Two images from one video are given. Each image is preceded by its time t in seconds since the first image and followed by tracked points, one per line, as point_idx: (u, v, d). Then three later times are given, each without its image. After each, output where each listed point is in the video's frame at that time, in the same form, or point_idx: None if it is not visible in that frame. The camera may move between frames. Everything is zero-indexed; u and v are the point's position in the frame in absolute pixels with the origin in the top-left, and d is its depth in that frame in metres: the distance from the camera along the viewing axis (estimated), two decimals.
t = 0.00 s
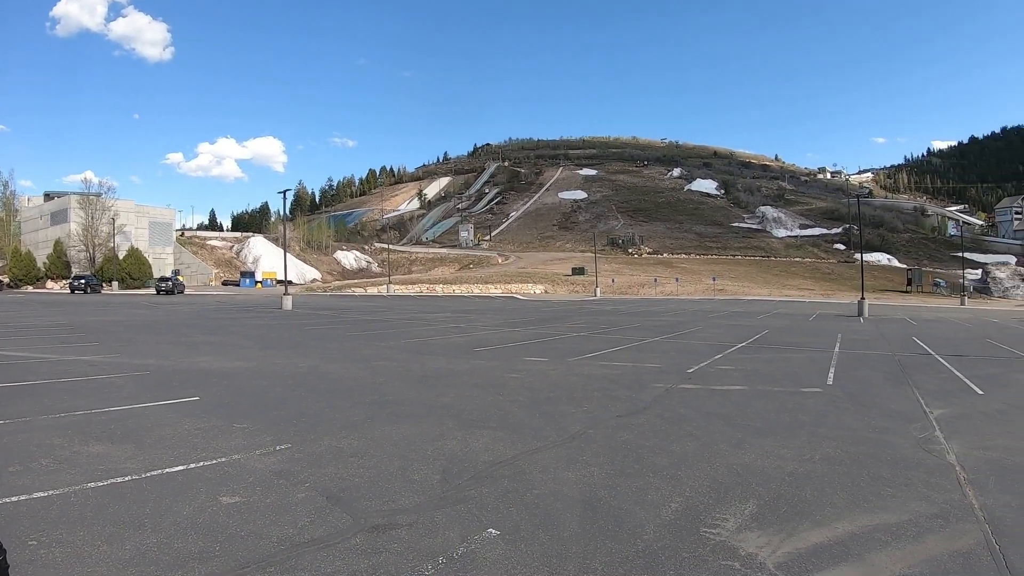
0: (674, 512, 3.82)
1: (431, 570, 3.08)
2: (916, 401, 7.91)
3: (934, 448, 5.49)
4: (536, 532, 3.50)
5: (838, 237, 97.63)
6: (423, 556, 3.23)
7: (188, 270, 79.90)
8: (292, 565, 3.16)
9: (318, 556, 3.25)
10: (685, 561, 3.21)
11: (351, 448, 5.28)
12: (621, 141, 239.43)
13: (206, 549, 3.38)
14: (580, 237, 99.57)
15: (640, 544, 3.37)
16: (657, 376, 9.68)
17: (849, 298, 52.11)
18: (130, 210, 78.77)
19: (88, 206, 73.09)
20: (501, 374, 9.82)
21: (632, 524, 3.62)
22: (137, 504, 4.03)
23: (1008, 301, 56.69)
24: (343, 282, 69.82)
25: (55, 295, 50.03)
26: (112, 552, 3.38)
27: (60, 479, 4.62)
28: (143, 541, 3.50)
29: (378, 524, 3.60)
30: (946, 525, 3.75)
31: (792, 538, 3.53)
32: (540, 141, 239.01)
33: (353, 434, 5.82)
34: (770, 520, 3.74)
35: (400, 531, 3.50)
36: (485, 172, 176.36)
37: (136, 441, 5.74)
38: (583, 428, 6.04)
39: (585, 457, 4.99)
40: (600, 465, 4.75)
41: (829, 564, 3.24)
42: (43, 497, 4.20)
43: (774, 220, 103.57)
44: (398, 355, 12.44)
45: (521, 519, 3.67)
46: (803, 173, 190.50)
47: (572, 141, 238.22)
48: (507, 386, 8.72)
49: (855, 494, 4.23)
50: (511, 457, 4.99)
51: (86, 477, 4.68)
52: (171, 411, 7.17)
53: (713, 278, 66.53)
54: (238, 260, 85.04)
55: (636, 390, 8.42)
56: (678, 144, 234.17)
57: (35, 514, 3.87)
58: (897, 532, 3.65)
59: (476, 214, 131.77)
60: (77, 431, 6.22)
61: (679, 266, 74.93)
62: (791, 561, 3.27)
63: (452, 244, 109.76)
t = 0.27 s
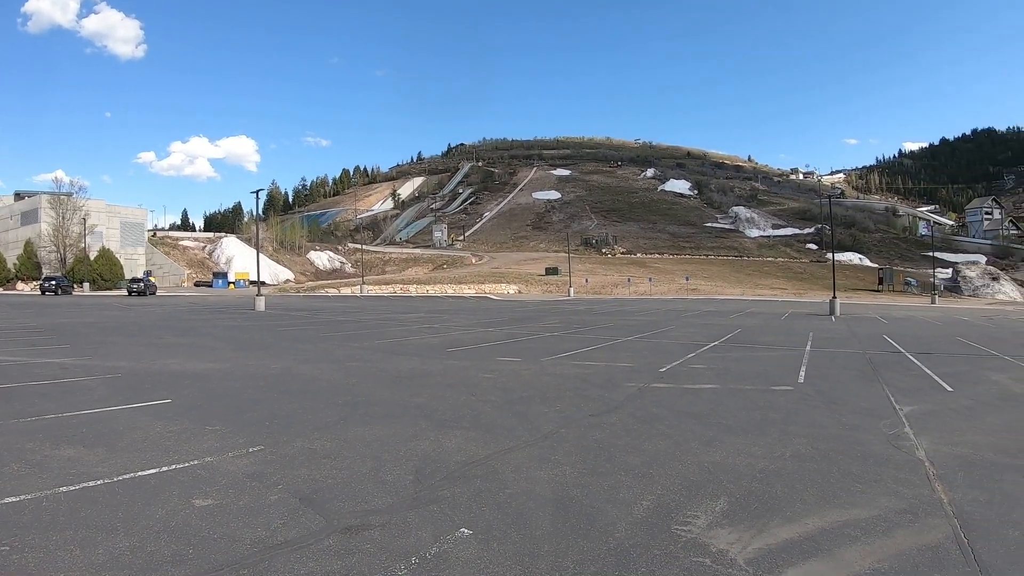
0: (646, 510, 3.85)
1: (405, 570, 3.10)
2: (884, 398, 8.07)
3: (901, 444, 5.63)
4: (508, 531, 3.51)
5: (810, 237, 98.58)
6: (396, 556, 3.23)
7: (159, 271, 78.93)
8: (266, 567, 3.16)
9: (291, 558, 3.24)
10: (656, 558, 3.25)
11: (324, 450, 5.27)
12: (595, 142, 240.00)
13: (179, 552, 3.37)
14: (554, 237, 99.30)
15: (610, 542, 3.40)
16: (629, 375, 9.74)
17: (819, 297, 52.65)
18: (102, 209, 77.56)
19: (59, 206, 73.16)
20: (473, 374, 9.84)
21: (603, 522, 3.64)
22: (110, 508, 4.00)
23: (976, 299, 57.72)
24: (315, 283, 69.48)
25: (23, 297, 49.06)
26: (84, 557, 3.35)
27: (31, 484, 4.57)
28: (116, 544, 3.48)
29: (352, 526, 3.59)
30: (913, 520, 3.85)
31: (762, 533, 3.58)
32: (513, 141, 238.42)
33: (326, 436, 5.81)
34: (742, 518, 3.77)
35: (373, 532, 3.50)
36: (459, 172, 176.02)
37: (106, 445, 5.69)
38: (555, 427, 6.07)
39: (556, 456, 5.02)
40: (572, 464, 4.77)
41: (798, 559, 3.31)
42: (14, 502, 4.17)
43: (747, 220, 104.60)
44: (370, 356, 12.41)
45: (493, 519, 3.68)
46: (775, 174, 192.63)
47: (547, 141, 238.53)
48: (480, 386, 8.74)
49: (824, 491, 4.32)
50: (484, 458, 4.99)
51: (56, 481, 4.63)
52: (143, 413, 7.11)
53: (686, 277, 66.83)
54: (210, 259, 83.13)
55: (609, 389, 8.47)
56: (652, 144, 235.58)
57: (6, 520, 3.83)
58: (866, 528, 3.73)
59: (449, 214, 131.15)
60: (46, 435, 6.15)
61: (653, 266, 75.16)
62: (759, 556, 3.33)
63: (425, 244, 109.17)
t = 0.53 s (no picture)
0: (617, 511, 3.87)
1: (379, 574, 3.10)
2: (854, 398, 8.22)
3: (871, 443, 5.74)
4: (480, 534, 3.52)
5: (780, 241, 99.46)
6: (370, 559, 3.24)
7: (129, 275, 78.00)
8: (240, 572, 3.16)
9: (265, 562, 3.25)
10: (629, 559, 3.26)
11: (296, 455, 5.27)
12: (566, 146, 240.63)
13: (153, 558, 3.35)
14: (525, 241, 99.05)
15: (582, 544, 3.42)
16: (600, 378, 9.80)
17: (790, 300, 53.02)
18: (71, 211, 77.12)
19: (27, 208, 73.08)
20: (444, 378, 9.86)
21: (575, 524, 3.66)
22: (83, 514, 3.96)
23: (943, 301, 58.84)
24: (288, 286, 68.77)
25: None
26: (56, 564, 3.32)
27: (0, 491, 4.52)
28: (88, 552, 3.44)
29: (325, 529, 3.59)
30: (881, 518, 3.93)
31: (734, 533, 3.61)
32: (485, 143, 237.82)
33: (298, 440, 5.80)
34: (713, 517, 3.80)
35: (344, 537, 3.51)
36: (430, 176, 175.60)
37: (76, 452, 5.64)
38: (527, 431, 6.10)
39: (529, 459, 5.03)
40: (544, 466, 4.79)
41: (769, 557, 3.34)
42: None
43: (718, 224, 105.90)
44: (343, 360, 12.38)
45: (466, 521, 3.69)
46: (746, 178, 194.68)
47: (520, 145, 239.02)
48: (452, 390, 8.75)
49: (796, 490, 4.38)
50: (457, 461, 4.99)
51: (26, 488, 4.58)
52: (114, 420, 7.04)
53: (658, 281, 67.20)
54: (180, 263, 82.62)
55: (580, 392, 8.53)
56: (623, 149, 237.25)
57: None
58: (838, 526, 3.80)
59: (421, 217, 130.41)
60: (14, 442, 6.09)
61: (624, 269, 75.48)
62: (734, 556, 3.34)
63: (395, 248, 108.55)
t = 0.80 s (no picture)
0: (588, 513, 3.89)
1: None
2: (822, 399, 8.41)
3: (839, 443, 5.87)
4: (453, 537, 3.52)
5: (749, 244, 100.53)
6: (343, 564, 3.24)
7: (95, 278, 76.26)
8: None
9: (237, 568, 3.24)
10: (599, 559, 3.28)
11: (267, 460, 5.28)
12: (536, 151, 241.69)
13: (124, 565, 3.34)
14: (495, 245, 98.77)
15: (554, 546, 3.43)
16: (570, 381, 9.89)
17: (758, 303, 53.55)
18: (36, 214, 76.19)
19: None
20: (415, 382, 9.89)
21: (546, 525, 3.69)
22: (53, 522, 3.93)
23: (910, 304, 59.98)
24: (258, 290, 68.33)
25: None
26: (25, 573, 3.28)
27: None
28: (58, 560, 3.41)
29: (296, 536, 3.60)
30: (849, 515, 4.01)
31: (703, 533, 3.64)
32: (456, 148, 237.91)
33: (268, 446, 5.80)
34: (683, 518, 3.84)
35: (317, 542, 3.51)
36: (400, 179, 174.88)
37: (43, 458, 5.58)
38: (497, 434, 6.14)
39: (499, 462, 5.08)
40: (515, 470, 4.82)
41: (739, 555, 3.38)
42: None
43: (687, 228, 107.00)
44: (313, 364, 12.32)
45: (438, 525, 3.69)
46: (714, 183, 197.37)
47: (490, 149, 239.32)
48: (423, 394, 8.78)
49: (765, 489, 4.45)
50: (427, 464, 5.02)
51: None
52: (82, 426, 6.97)
53: (627, 284, 67.57)
54: (147, 266, 80.51)
55: (549, 395, 8.60)
56: (593, 155, 238.75)
57: None
58: (806, 524, 3.84)
59: (391, 220, 129.28)
60: None
61: (594, 273, 75.82)
62: (704, 554, 3.38)
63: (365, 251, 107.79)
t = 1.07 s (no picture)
0: (559, 516, 3.93)
1: None
2: (790, 403, 8.61)
3: (806, 446, 6.01)
4: (425, 542, 3.54)
5: (717, 250, 102.10)
6: (314, 570, 3.23)
7: (60, 281, 75.40)
8: None
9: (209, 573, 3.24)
10: (570, 563, 3.30)
11: (237, 466, 5.29)
12: (508, 157, 242.69)
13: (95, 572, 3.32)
14: (465, 250, 98.72)
15: (524, 549, 3.46)
16: (541, 387, 9.99)
17: (726, 308, 54.19)
18: None
19: None
20: (385, 388, 9.91)
21: (518, 529, 3.72)
22: (19, 530, 3.90)
23: (878, 309, 61.19)
24: (229, 294, 67.86)
25: None
26: None
27: None
28: (27, 569, 3.38)
29: (269, 541, 3.61)
30: (817, 515, 4.09)
31: (673, 535, 3.68)
32: (427, 153, 238.16)
33: (239, 452, 5.81)
34: (652, 520, 3.88)
35: (288, 548, 3.51)
36: (371, 183, 174.12)
37: (10, 466, 5.52)
38: (468, 439, 6.20)
39: (470, 466, 5.13)
40: (485, 474, 4.86)
41: (708, 557, 3.42)
42: None
43: (656, 234, 108.49)
44: (283, 370, 12.28)
45: (410, 529, 3.72)
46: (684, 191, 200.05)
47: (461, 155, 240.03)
48: (394, 400, 8.83)
49: (734, 491, 4.52)
50: (398, 470, 5.05)
51: None
52: (49, 432, 6.91)
53: (597, 290, 68.12)
54: (115, 269, 80.16)
55: (520, 400, 8.69)
56: (563, 162, 240.92)
57: None
58: (774, 525, 3.90)
59: (361, 225, 128.20)
60: None
61: (563, 278, 76.32)
62: (675, 556, 3.40)
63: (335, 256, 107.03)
